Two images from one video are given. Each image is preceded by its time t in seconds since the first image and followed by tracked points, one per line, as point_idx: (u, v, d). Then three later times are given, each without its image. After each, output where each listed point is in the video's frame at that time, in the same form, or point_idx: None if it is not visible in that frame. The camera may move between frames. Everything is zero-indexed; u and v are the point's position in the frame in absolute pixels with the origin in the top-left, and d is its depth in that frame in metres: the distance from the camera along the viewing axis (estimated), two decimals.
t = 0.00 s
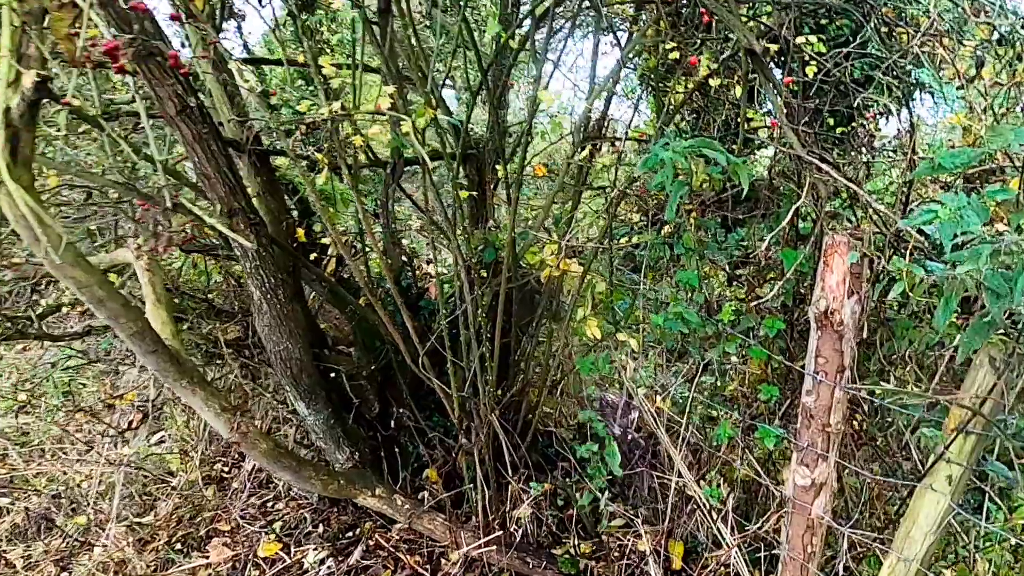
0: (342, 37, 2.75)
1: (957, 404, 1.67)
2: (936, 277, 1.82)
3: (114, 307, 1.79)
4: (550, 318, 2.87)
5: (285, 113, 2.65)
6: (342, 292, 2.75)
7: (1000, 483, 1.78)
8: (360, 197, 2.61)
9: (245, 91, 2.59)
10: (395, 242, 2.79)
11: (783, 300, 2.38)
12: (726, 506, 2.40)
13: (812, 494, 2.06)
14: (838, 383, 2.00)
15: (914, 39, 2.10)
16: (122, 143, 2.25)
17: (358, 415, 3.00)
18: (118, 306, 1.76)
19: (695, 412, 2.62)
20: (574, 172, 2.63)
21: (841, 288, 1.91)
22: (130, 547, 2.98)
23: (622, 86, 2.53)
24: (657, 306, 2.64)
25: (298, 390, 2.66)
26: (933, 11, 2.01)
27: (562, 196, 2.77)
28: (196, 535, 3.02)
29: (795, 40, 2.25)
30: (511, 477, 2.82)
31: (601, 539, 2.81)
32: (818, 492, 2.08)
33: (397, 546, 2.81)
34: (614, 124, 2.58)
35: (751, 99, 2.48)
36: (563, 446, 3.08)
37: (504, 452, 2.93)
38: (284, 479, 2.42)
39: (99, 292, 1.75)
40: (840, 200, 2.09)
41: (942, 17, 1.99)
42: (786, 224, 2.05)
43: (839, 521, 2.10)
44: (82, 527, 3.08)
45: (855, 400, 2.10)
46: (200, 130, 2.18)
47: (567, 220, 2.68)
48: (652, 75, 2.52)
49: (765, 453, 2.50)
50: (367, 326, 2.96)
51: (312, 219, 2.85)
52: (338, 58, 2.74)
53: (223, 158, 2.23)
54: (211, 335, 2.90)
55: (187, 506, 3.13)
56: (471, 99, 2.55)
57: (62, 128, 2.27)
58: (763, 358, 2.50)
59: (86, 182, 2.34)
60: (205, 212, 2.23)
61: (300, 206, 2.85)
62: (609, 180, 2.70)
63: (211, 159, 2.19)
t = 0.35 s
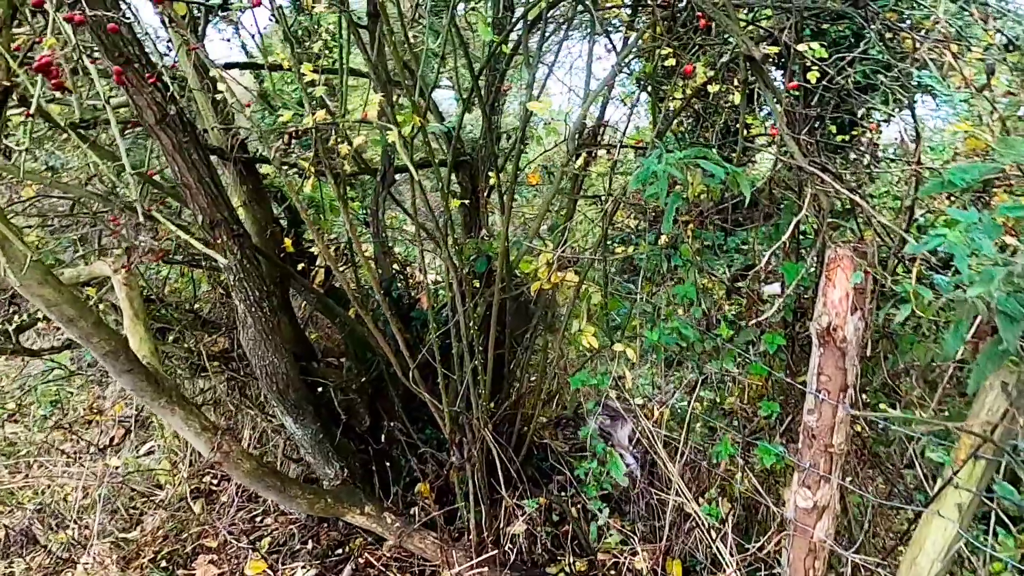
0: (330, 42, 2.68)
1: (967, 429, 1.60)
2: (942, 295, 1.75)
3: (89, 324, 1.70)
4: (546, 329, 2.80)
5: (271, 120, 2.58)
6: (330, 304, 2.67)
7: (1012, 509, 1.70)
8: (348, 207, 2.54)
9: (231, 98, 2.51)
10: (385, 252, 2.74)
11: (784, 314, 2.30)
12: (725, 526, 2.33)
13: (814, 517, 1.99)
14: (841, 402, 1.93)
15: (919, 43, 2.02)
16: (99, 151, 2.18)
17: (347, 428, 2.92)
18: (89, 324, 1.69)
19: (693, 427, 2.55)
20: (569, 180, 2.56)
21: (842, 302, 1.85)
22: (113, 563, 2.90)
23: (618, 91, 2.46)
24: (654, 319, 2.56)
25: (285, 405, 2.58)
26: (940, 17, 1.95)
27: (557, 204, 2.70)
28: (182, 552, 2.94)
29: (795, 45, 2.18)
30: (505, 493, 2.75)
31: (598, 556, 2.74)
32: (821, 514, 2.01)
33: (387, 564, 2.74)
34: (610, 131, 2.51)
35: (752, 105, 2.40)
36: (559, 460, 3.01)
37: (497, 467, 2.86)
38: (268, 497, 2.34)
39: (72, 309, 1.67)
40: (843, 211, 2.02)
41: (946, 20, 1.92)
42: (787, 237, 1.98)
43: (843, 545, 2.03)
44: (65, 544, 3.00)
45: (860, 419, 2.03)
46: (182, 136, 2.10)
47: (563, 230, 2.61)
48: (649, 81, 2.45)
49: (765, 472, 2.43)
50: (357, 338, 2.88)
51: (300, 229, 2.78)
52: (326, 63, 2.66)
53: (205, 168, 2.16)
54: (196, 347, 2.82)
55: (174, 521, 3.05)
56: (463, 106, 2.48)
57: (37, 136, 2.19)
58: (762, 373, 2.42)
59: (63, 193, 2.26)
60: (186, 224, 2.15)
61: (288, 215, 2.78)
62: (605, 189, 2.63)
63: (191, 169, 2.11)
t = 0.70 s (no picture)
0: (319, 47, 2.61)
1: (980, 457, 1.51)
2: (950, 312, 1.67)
3: (60, 343, 1.63)
4: (541, 341, 2.73)
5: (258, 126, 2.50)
6: (318, 314, 2.59)
7: None
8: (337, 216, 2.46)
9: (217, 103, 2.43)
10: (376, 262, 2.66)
11: (786, 328, 2.23)
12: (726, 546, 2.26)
13: (817, 540, 1.91)
14: (845, 421, 1.86)
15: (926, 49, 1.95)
16: (78, 161, 2.10)
17: (338, 442, 2.85)
18: (61, 344, 1.62)
19: (692, 442, 2.47)
20: (565, 188, 2.49)
21: (847, 318, 1.77)
22: None
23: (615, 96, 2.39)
24: (652, 332, 2.49)
25: (272, 420, 2.51)
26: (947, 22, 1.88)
27: (552, 213, 2.62)
28: (168, 569, 2.86)
29: (797, 50, 2.11)
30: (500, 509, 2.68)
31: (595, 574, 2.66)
32: (824, 537, 1.94)
33: None
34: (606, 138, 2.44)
35: (752, 112, 2.33)
36: (555, 474, 2.94)
37: (491, 481, 2.79)
38: (254, 517, 2.27)
39: (42, 327, 1.59)
40: (847, 223, 1.95)
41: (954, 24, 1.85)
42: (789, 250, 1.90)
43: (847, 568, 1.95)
44: (48, 561, 2.92)
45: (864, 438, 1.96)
46: (163, 145, 2.03)
47: (559, 239, 2.54)
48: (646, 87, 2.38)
49: (765, 490, 2.36)
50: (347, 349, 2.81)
51: (289, 238, 2.71)
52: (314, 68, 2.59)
53: (187, 178, 2.09)
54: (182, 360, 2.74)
55: (160, 537, 2.98)
56: (455, 113, 2.41)
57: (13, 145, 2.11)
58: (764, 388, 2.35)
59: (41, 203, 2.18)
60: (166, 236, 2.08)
61: (276, 224, 2.70)
62: (601, 197, 2.55)
63: (173, 180, 2.04)
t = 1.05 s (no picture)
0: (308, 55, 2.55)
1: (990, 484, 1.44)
2: (962, 329, 1.60)
3: (28, 364, 1.57)
4: (536, 352, 2.67)
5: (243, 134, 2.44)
6: (307, 327, 2.52)
7: None
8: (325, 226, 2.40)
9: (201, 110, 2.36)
10: (366, 272, 2.61)
11: (785, 343, 2.17)
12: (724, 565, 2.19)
13: (819, 562, 1.85)
14: (847, 440, 1.79)
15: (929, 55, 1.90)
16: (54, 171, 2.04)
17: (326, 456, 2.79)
18: (31, 365, 1.57)
19: (690, 458, 2.41)
20: (559, 197, 2.43)
21: (848, 335, 1.71)
22: None
23: (611, 103, 2.33)
24: (648, 345, 2.43)
25: (259, 437, 2.44)
26: (955, 28, 1.82)
27: (547, 221, 2.56)
28: None
29: (796, 57, 2.05)
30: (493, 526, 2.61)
31: None
32: (826, 560, 1.87)
33: None
34: (601, 146, 2.39)
35: (751, 119, 2.27)
36: (550, 487, 2.87)
37: (482, 497, 2.73)
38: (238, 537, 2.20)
39: (7, 348, 1.54)
40: (850, 235, 1.89)
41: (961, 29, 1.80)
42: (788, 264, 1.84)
43: None
44: None
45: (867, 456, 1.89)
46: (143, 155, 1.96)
47: (554, 249, 2.47)
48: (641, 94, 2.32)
49: (765, 506, 2.30)
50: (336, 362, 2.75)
51: (278, 247, 2.64)
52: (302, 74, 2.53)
53: (167, 190, 2.02)
54: (165, 373, 2.67)
55: (146, 554, 2.90)
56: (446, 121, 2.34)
57: None
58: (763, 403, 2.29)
59: (16, 214, 2.11)
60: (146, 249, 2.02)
61: (263, 233, 2.64)
62: (596, 205, 2.49)
63: (153, 191, 1.98)
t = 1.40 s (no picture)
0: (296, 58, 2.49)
1: (1000, 507, 1.39)
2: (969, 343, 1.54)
3: None
4: (530, 361, 2.62)
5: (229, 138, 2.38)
6: (295, 335, 2.46)
7: None
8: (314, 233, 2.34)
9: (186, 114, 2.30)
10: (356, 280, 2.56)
11: (785, 353, 2.12)
12: None
13: None
14: (850, 456, 1.74)
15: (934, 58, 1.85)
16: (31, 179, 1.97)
17: (316, 467, 2.73)
18: None
19: (688, 470, 2.36)
20: (554, 203, 2.37)
21: (851, 348, 1.65)
22: None
23: (606, 107, 2.28)
24: (645, 355, 2.38)
25: (245, 450, 2.38)
26: (961, 30, 1.77)
27: (542, 227, 2.51)
28: None
29: (797, 60, 2.00)
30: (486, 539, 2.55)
31: None
32: None
33: None
34: (596, 151, 2.33)
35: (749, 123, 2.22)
36: (546, 498, 2.82)
37: (476, 509, 2.67)
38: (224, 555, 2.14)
39: None
40: (851, 243, 1.83)
41: (967, 32, 1.74)
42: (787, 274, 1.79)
43: None
44: None
45: (870, 471, 1.84)
46: (124, 161, 1.90)
47: (549, 256, 2.42)
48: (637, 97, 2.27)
49: (764, 520, 2.24)
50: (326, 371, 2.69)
51: (266, 254, 2.58)
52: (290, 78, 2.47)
53: (148, 197, 1.96)
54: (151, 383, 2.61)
55: (132, 568, 2.83)
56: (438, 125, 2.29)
57: None
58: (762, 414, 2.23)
59: None
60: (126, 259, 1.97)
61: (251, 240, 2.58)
62: (590, 211, 2.44)
63: (133, 199, 1.92)
